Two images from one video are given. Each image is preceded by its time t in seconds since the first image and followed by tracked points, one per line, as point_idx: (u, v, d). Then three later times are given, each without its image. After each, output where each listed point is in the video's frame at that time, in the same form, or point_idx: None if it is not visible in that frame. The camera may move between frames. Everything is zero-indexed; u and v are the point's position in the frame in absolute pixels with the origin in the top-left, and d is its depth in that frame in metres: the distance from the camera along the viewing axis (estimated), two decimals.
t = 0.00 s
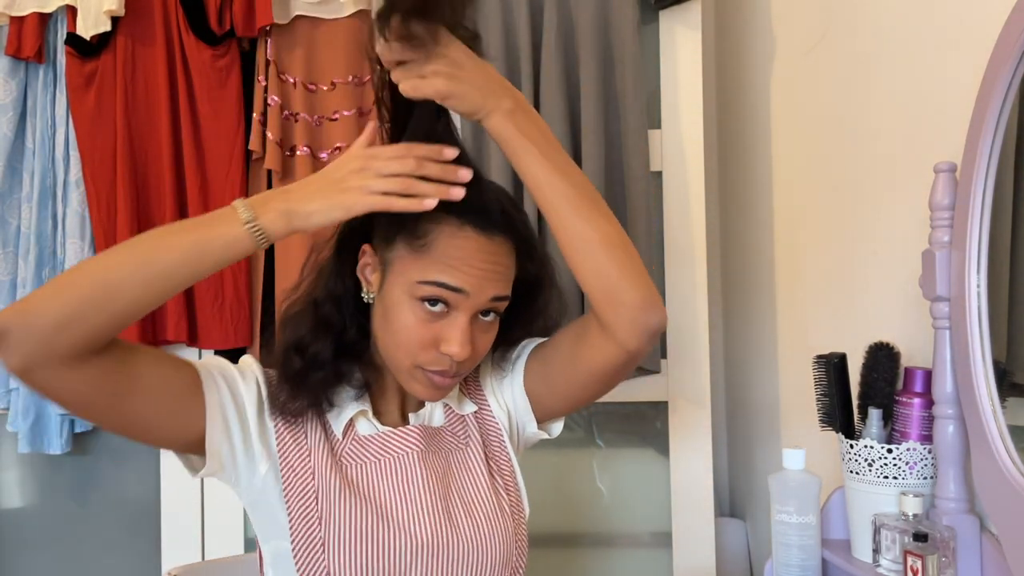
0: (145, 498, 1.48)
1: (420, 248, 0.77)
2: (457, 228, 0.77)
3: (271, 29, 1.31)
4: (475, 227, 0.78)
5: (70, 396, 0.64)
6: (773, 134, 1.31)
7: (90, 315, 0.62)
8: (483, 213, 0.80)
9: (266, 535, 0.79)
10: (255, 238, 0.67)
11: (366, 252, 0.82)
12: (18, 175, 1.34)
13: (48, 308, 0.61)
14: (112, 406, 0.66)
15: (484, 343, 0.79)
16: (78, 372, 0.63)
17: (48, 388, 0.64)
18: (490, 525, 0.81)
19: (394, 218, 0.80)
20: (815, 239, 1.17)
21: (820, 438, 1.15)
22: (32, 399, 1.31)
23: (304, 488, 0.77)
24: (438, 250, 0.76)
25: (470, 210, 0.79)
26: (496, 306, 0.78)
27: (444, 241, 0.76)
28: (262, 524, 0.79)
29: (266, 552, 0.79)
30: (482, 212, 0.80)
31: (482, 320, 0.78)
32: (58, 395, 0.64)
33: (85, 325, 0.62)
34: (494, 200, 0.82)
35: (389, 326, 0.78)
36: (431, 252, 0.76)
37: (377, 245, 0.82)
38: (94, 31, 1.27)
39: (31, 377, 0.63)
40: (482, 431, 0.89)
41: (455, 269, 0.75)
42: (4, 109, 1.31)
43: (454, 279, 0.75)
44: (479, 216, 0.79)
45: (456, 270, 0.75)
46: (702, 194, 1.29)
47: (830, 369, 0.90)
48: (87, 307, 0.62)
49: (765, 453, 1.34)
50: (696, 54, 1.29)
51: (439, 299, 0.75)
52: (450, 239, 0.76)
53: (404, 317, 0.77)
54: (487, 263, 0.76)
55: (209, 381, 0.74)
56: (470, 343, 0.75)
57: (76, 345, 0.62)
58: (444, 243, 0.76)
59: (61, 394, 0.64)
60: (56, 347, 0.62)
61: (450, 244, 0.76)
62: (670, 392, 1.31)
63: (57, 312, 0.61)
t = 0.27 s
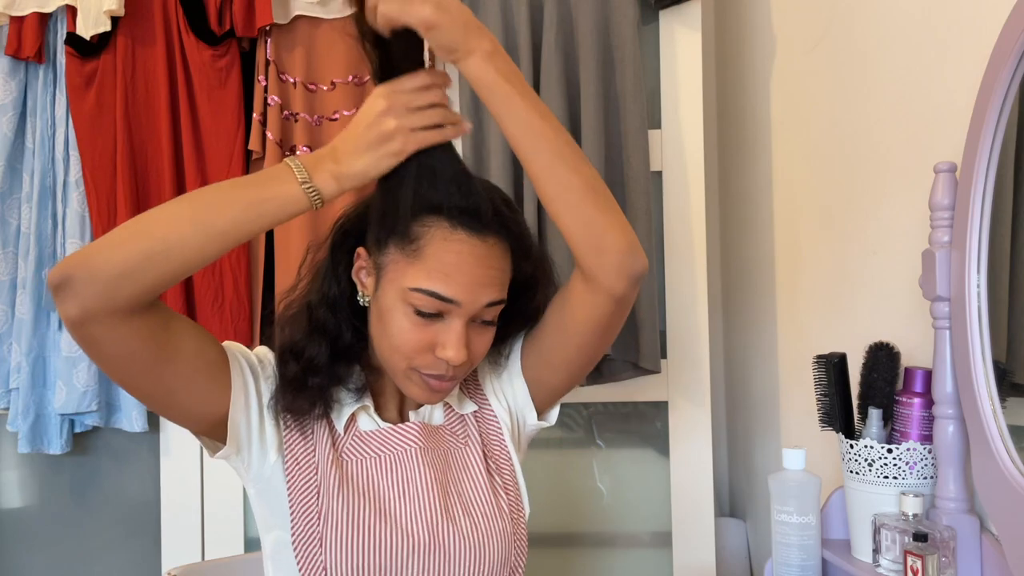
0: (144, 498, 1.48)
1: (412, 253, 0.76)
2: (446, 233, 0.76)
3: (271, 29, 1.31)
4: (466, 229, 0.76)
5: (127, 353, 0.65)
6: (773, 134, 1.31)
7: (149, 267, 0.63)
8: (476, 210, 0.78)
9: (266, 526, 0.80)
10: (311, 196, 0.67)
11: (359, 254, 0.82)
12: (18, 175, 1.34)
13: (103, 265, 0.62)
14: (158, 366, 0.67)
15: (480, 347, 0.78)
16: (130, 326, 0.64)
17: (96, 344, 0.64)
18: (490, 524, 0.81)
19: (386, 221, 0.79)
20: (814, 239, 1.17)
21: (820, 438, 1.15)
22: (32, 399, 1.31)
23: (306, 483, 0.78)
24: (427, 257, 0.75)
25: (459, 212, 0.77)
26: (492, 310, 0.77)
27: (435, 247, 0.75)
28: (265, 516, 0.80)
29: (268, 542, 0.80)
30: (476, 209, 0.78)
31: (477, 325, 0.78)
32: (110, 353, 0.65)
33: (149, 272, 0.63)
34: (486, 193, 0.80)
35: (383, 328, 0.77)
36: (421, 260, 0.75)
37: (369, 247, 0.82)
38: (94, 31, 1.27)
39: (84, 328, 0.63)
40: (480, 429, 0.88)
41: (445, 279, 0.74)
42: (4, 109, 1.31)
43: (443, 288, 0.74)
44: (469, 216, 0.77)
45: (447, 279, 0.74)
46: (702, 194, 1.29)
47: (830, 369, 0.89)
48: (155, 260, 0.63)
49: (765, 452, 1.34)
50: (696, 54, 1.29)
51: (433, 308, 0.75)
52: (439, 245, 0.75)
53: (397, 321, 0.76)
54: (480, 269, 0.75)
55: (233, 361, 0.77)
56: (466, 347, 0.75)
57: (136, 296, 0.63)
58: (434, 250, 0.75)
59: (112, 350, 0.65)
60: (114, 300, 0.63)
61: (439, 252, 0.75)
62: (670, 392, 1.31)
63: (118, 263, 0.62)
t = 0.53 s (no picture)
0: (144, 499, 1.48)
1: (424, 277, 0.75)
2: (468, 236, 0.73)
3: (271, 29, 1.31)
4: (489, 225, 0.72)
5: (136, 326, 0.56)
6: (773, 134, 1.31)
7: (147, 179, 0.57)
8: (487, 205, 0.73)
9: (288, 538, 0.69)
10: (263, 80, 0.67)
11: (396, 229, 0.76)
12: (18, 175, 1.34)
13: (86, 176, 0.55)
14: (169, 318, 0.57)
15: (511, 355, 0.75)
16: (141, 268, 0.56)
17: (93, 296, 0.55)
18: (543, 514, 0.80)
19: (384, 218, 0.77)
20: (814, 239, 1.17)
21: (820, 438, 1.15)
22: (32, 399, 1.31)
23: (365, 495, 0.69)
24: (445, 274, 0.74)
25: (476, 207, 0.73)
26: (531, 309, 0.74)
27: (456, 256, 0.73)
28: (289, 531, 0.69)
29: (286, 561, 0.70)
30: (486, 205, 0.73)
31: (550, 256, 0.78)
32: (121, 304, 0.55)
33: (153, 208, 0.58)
34: (496, 182, 0.74)
35: (465, 289, 0.73)
36: (441, 274, 0.74)
37: (410, 217, 0.76)
38: (94, 31, 1.27)
39: (84, 269, 0.54)
40: (514, 419, 0.88)
41: (462, 298, 0.73)
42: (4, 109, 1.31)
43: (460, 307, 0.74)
44: (483, 211, 0.73)
45: (469, 295, 0.73)
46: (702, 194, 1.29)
47: (830, 369, 0.89)
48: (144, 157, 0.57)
49: (765, 453, 1.34)
50: (697, 54, 1.29)
51: (517, 245, 0.73)
52: (462, 253, 0.73)
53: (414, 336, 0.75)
54: (507, 274, 0.72)
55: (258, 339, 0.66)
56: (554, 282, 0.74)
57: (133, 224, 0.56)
58: (455, 259, 0.73)
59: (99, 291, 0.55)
60: (107, 226, 0.55)
61: (460, 261, 0.73)
62: (670, 393, 1.31)
63: (100, 181, 0.55)
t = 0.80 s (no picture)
0: (143, 499, 1.48)
1: (423, 275, 0.75)
2: (465, 233, 0.73)
3: (271, 29, 1.31)
4: (487, 220, 0.72)
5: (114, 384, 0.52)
6: (773, 134, 1.31)
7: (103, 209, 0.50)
8: (484, 200, 0.73)
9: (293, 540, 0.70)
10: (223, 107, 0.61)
11: (396, 227, 0.76)
12: (18, 175, 1.34)
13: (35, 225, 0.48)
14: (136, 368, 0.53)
15: (513, 351, 0.75)
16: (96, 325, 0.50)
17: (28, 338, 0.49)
18: (547, 513, 0.80)
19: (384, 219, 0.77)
20: (815, 239, 1.17)
21: (820, 438, 1.15)
22: (32, 399, 1.31)
23: (369, 501, 0.69)
24: (443, 273, 0.74)
25: (473, 203, 0.73)
26: (532, 303, 0.74)
27: (455, 254, 0.73)
28: (293, 537, 0.70)
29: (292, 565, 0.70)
30: (483, 199, 0.73)
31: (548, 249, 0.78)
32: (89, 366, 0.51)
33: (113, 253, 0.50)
34: (492, 176, 0.74)
35: (465, 285, 0.73)
36: (442, 274, 0.74)
37: (408, 216, 0.76)
38: (94, 31, 1.27)
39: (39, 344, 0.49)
40: (516, 421, 0.88)
41: (462, 296, 0.73)
42: (4, 109, 1.32)
43: (459, 305, 0.74)
44: (479, 207, 0.73)
45: (468, 293, 0.73)
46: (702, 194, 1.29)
47: (830, 369, 0.89)
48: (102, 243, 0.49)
49: (765, 453, 1.34)
50: (697, 54, 1.29)
51: (514, 239, 0.73)
52: (460, 251, 0.73)
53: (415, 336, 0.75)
54: (505, 269, 0.72)
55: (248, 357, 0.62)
56: (554, 274, 0.74)
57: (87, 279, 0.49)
58: (454, 257, 0.73)
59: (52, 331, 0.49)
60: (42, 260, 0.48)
61: (458, 259, 0.73)
62: (670, 393, 1.31)
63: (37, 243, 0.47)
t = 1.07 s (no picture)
0: (142, 499, 1.48)
1: (430, 282, 0.75)
2: (473, 239, 0.73)
3: (271, 29, 1.31)
4: (495, 227, 0.72)
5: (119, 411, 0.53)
6: (773, 134, 1.31)
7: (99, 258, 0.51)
8: (492, 206, 0.73)
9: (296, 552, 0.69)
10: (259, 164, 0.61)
11: (403, 233, 0.75)
12: (18, 175, 1.34)
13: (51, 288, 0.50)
14: (148, 416, 0.54)
15: (515, 359, 0.74)
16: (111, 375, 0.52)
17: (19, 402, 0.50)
18: (548, 517, 0.80)
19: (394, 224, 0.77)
20: (815, 239, 1.17)
21: (820, 438, 1.15)
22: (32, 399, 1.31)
23: (368, 508, 0.69)
24: (450, 280, 0.74)
25: (482, 209, 0.73)
26: (538, 311, 0.74)
27: (461, 262, 0.73)
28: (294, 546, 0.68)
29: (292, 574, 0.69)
30: (492, 205, 0.73)
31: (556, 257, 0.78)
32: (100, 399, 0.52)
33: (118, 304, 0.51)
34: (502, 181, 0.74)
35: (469, 291, 0.73)
36: (448, 280, 0.74)
37: (415, 221, 0.76)
38: (94, 31, 1.27)
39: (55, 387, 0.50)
40: (517, 425, 0.88)
41: (467, 303, 0.73)
42: (4, 109, 1.31)
43: (463, 311, 0.74)
44: (488, 212, 0.73)
45: (475, 300, 0.73)
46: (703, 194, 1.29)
47: (830, 369, 0.89)
48: (112, 284, 0.51)
49: (765, 452, 1.34)
50: (697, 54, 1.29)
51: (522, 248, 0.73)
52: (466, 258, 0.73)
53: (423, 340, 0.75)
54: (512, 277, 0.72)
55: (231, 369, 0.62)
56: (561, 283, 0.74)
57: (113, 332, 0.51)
58: (461, 264, 0.73)
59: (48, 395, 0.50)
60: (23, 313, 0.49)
61: (465, 266, 0.73)
62: (670, 393, 1.31)
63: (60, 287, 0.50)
